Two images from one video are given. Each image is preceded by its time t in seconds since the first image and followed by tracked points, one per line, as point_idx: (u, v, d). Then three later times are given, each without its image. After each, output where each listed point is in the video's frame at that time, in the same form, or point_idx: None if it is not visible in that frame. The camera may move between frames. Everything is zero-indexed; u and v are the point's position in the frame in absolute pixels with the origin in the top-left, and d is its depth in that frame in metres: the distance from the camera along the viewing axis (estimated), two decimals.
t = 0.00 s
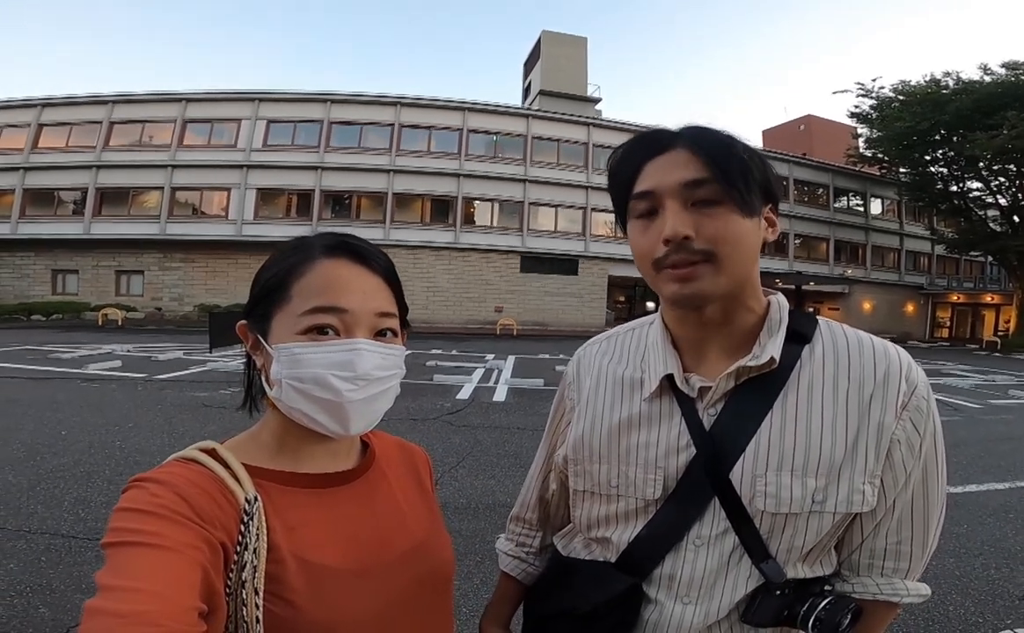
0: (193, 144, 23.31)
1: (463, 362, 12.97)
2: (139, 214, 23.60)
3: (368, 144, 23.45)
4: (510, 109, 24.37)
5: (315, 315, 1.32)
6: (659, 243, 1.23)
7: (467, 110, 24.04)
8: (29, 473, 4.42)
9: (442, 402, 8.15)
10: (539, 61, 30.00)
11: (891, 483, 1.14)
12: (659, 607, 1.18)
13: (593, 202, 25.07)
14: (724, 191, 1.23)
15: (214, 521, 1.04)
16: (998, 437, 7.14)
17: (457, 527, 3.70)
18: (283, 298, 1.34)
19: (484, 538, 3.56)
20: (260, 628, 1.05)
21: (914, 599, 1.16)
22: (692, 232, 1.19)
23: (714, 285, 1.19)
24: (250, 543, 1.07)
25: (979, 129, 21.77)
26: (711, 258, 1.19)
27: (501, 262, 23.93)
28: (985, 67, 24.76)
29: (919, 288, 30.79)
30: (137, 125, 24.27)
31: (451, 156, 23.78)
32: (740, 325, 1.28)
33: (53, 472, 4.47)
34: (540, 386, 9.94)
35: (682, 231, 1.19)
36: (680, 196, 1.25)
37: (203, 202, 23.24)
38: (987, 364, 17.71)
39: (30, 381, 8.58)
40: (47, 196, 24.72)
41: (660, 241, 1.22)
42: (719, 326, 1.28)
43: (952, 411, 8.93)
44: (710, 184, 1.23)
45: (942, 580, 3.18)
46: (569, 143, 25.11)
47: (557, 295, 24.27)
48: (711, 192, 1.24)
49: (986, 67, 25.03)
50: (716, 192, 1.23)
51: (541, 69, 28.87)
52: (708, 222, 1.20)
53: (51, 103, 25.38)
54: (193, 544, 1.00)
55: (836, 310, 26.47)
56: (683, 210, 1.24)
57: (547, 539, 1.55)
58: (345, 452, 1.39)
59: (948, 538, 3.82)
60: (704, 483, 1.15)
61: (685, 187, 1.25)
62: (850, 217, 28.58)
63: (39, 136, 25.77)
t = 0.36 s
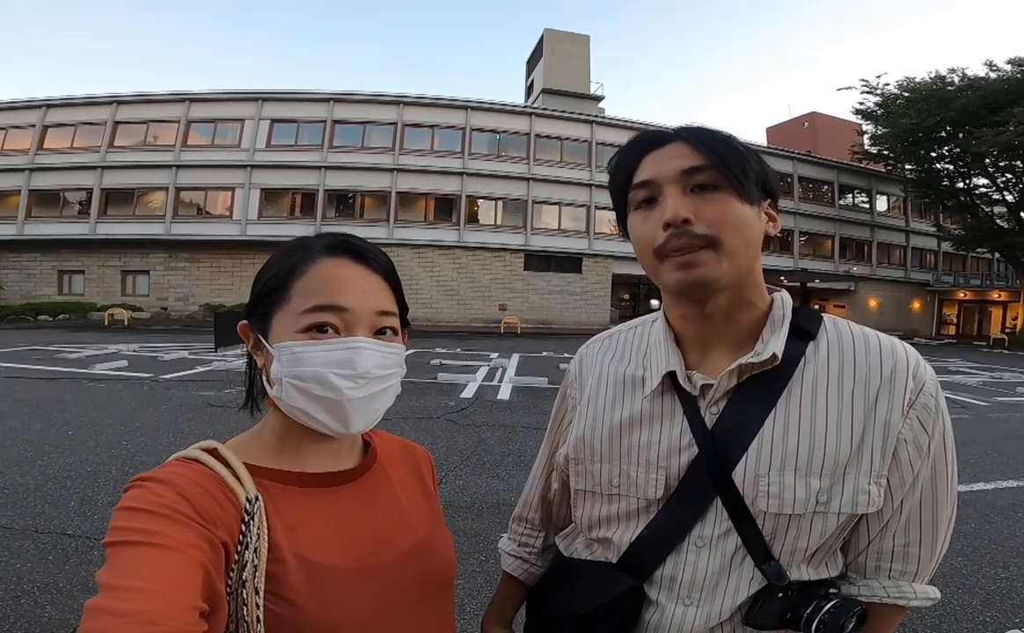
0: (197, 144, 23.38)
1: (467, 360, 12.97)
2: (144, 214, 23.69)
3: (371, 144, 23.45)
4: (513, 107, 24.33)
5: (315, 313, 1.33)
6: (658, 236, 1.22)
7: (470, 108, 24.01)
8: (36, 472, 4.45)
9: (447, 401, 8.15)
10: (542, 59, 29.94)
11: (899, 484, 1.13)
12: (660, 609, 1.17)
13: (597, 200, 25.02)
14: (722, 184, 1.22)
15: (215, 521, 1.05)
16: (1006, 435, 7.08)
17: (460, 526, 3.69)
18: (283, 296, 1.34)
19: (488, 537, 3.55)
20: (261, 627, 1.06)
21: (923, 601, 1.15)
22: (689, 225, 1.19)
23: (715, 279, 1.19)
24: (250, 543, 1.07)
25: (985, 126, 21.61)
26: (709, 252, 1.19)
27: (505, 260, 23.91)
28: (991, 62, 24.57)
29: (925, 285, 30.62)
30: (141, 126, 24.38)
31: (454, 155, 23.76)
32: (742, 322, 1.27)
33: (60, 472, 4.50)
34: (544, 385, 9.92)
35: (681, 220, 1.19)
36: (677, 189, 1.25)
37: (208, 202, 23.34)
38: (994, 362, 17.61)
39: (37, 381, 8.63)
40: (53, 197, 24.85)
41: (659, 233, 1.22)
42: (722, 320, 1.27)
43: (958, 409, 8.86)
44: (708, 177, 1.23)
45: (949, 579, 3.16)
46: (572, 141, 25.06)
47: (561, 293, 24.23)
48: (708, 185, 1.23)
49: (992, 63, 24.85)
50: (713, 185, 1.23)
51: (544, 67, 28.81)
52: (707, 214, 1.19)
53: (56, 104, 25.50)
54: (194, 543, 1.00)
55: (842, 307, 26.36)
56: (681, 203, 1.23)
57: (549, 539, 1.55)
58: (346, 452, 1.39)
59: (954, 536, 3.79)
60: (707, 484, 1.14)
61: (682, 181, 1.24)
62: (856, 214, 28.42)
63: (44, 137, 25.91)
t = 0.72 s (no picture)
0: (196, 144, 23.34)
1: (465, 362, 12.96)
2: (142, 213, 23.60)
3: (370, 144, 23.44)
4: (513, 109, 24.36)
5: (315, 313, 1.32)
6: (655, 239, 1.23)
7: (469, 109, 24.01)
8: (32, 472, 4.43)
9: (445, 402, 8.14)
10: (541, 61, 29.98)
11: (896, 483, 1.13)
12: (658, 608, 1.17)
13: (595, 201, 25.05)
14: (720, 187, 1.22)
15: (216, 521, 1.04)
16: (1001, 438, 7.14)
17: (458, 527, 3.69)
18: (283, 295, 1.33)
19: (486, 538, 3.55)
20: (260, 628, 1.05)
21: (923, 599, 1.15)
22: (686, 229, 1.19)
23: (712, 283, 1.19)
24: (250, 543, 1.07)
25: (983, 130, 21.70)
26: (707, 255, 1.19)
27: (503, 261, 23.91)
28: (988, 66, 24.69)
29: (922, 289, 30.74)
30: (139, 125, 24.34)
31: (453, 156, 23.78)
32: (738, 323, 1.28)
33: (56, 472, 4.47)
34: (542, 386, 9.92)
35: (677, 225, 1.20)
36: (674, 192, 1.25)
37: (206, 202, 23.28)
38: (991, 365, 17.69)
39: (33, 380, 8.59)
40: (50, 195, 24.73)
41: (655, 237, 1.22)
42: (718, 322, 1.27)
43: (954, 412, 8.90)
44: (705, 181, 1.23)
45: (945, 581, 3.17)
46: (571, 143, 25.10)
47: (559, 295, 24.24)
48: (706, 188, 1.23)
49: (989, 67, 24.96)
50: (711, 188, 1.23)
51: (543, 68, 28.84)
52: (702, 218, 1.20)
53: (54, 102, 25.41)
54: (193, 543, 1.00)
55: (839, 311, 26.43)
56: (677, 206, 1.24)
57: (548, 540, 1.55)
58: (345, 451, 1.39)
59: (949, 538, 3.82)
60: (704, 482, 1.14)
61: (679, 184, 1.24)
62: (853, 217, 28.52)
63: (42, 136, 25.85)
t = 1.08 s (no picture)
0: (192, 145, 23.31)
1: (461, 364, 12.95)
2: (137, 215, 23.54)
3: (367, 146, 23.43)
4: (510, 111, 24.40)
5: (317, 316, 1.32)
6: (644, 248, 1.23)
7: (466, 112, 24.04)
8: (27, 474, 4.41)
9: (442, 404, 8.14)
10: (538, 64, 30.04)
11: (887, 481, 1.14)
12: (655, 606, 1.17)
13: (592, 204, 25.10)
14: (714, 196, 1.23)
15: (216, 522, 1.04)
16: (997, 440, 7.16)
17: (455, 529, 3.69)
18: (284, 297, 1.33)
19: (483, 540, 3.55)
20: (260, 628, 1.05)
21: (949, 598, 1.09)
22: (674, 240, 1.19)
23: (702, 293, 1.20)
24: (249, 544, 1.06)
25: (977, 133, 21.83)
26: (695, 266, 1.20)
27: (499, 264, 23.91)
28: (983, 70, 24.82)
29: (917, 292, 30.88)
30: (136, 126, 24.30)
31: (450, 158, 23.80)
32: (732, 327, 1.29)
33: (50, 473, 4.45)
34: (539, 389, 9.92)
35: (667, 235, 1.20)
36: (666, 202, 1.26)
37: (202, 203, 23.26)
38: (985, 367, 17.80)
39: (27, 382, 8.56)
40: (45, 197, 24.66)
41: (646, 246, 1.22)
42: (708, 327, 1.28)
43: (950, 415, 8.91)
44: (698, 190, 1.24)
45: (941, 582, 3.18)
46: (568, 145, 25.15)
47: (556, 297, 24.26)
48: (699, 197, 1.24)
49: (984, 71, 25.13)
50: (705, 198, 1.23)
51: (540, 71, 28.90)
52: (695, 228, 1.20)
53: (50, 103, 25.34)
54: (192, 544, 1.00)
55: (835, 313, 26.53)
56: (671, 214, 1.24)
57: (544, 541, 1.55)
58: (344, 453, 1.39)
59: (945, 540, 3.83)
60: (699, 482, 1.14)
61: (671, 194, 1.25)
62: (848, 220, 28.66)
63: (38, 136, 25.77)
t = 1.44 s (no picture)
0: (191, 144, 23.28)
1: (459, 364, 12.94)
2: (135, 214, 23.47)
3: (366, 146, 23.46)
4: (509, 112, 24.40)
5: (323, 317, 1.32)
6: (654, 252, 1.23)
7: (465, 112, 24.06)
8: (23, 473, 4.40)
9: (440, 404, 8.14)
10: (537, 64, 30.06)
11: (888, 483, 1.13)
12: (654, 604, 1.18)
13: (591, 205, 25.12)
14: (722, 201, 1.23)
15: (216, 523, 1.04)
16: (993, 441, 7.19)
17: (452, 529, 3.68)
18: (288, 298, 1.32)
19: (480, 540, 3.55)
20: (260, 629, 1.05)
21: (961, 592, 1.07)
22: (685, 244, 1.19)
23: (710, 298, 1.20)
24: (250, 544, 1.06)
25: (975, 135, 21.90)
26: (703, 271, 1.20)
27: (498, 264, 23.91)
28: (982, 72, 24.87)
29: (914, 294, 30.97)
30: (134, 125, 24.29)
31: (449, 159, 23.83)
32: (733, 331, 1.29)
33: (46, 473, 4.43)
34: (536, 389, 9.91)
35: (677, 240, 1.19)
36: (675, 206, 1.25)
37: (200, 202, 23.22)
38: (982, 369, 17.85)
39: (24, 380, 8.51)
40: (43, 195, 24.59)
41: (654, 251, 1.22)
42: (712, 331, 1.28)
43: (945, 416, 8.94)
44: (706, 195, 1.24)
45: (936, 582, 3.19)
46: (567, 146, 25.18)
47: (554, 298, 24.27)
48: (707, 202, 1.24)
49: (982, 73, 25.21)
50: (712, 203, 1.23)
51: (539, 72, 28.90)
52: (702, 234, 1.20)
53: (48, 101, 25.27)
54: (188, 544, 0.99)
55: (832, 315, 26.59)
56: (679, 220, 1.24)
57: (544, 540, 1.55)
58: (345, 453, 1.39)
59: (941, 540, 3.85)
60: (699, 482, 1.15)
61: (680, 198, 1.24)
62: (846, 222, 28.76)
63: (36, 135, 25.73)
